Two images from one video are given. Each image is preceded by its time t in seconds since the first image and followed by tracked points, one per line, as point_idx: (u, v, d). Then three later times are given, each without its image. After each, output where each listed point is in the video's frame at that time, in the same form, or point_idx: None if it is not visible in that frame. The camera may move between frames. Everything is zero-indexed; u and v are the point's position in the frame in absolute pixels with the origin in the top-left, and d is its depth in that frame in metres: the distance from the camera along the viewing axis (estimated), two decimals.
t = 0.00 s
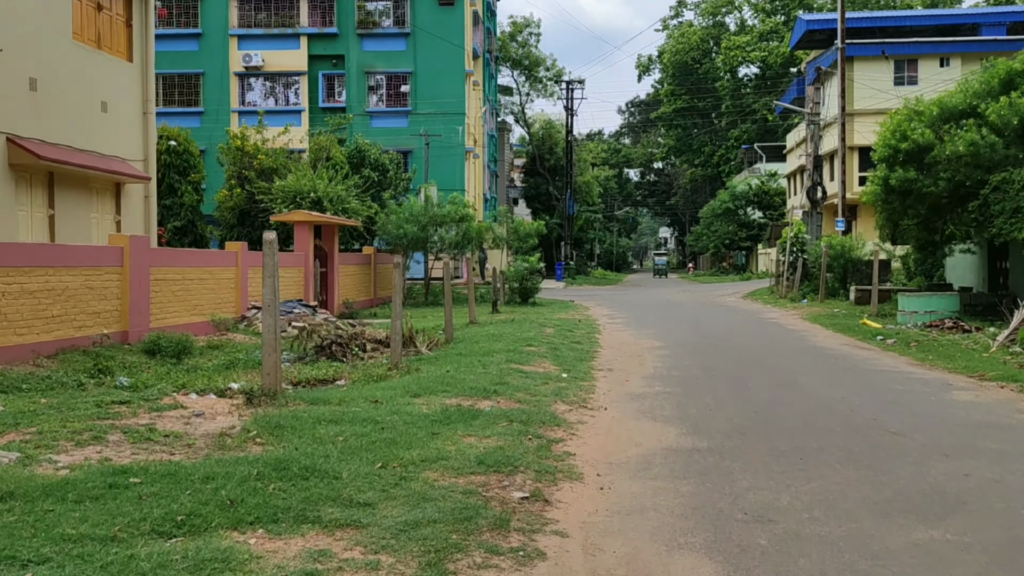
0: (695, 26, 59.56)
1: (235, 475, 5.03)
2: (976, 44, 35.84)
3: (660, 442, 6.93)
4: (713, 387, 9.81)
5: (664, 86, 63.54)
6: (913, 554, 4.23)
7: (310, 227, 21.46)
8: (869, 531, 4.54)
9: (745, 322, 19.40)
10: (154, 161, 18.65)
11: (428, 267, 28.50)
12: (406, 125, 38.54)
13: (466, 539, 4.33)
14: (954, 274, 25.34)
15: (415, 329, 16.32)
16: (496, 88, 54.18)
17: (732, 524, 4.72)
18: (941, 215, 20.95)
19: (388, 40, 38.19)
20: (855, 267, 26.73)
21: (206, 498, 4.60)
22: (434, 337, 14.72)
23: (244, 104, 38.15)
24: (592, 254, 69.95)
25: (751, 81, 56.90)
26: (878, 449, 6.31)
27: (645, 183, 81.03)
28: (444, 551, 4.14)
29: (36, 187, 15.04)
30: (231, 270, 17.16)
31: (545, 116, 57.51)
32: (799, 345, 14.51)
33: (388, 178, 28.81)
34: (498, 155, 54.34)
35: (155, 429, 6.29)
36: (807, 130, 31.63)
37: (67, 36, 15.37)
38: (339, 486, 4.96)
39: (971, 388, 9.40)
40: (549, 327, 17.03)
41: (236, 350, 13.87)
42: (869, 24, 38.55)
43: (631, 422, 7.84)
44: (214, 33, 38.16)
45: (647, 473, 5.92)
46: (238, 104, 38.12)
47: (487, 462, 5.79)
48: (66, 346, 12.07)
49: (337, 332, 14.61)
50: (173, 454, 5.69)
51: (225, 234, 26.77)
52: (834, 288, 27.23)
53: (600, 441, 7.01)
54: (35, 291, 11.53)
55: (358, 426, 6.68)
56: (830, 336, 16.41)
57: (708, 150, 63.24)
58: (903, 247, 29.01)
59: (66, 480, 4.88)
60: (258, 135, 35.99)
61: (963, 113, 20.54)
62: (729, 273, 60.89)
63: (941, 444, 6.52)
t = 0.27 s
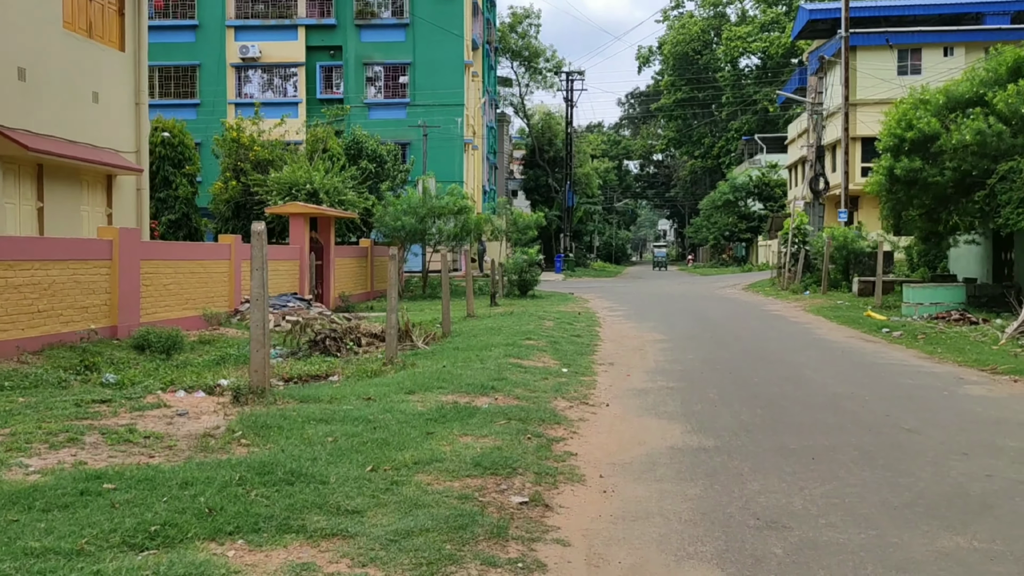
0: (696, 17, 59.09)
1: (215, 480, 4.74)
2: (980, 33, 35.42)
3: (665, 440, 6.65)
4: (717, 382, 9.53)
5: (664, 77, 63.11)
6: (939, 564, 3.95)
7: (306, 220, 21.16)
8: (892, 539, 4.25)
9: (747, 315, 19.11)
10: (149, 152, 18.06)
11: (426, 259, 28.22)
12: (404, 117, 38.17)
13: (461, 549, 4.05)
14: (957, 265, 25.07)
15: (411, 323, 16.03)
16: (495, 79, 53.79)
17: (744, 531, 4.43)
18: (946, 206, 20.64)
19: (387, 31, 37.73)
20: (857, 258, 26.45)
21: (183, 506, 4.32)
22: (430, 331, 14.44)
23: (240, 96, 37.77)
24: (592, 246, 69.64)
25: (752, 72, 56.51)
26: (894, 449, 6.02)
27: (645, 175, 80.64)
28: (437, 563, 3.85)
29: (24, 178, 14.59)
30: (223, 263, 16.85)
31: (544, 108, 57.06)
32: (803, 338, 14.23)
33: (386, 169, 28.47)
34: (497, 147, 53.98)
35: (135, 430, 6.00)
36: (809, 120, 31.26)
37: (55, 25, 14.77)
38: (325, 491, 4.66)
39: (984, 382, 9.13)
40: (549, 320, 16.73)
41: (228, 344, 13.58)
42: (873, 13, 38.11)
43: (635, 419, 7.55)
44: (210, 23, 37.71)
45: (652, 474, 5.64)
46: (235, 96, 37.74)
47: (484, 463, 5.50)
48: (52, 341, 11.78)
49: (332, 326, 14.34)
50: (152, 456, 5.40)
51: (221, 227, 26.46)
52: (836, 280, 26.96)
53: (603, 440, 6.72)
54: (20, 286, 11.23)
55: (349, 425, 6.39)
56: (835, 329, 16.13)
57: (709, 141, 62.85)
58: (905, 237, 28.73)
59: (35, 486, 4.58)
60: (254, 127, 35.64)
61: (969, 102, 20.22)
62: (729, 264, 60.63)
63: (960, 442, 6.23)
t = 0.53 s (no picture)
0: (683, 8, 58.84)
1: (186, 493, 4.46)
2: (968, 23, 35.31)
3: (660, 443, 6.41)
4: (712, 379, 9.30)
5: (652, 68, 62.88)
6: None
7: (291, 214, 20.79)
8: (904, 550, 4.03)
9: (739, 308, 18.91)
10: (127, 146, 17.59)
11: (414, 254, 27.90)
12: (391, 109, 37.78)
13: (447, 567, 3.79)
14: (949, 256, 24.96)
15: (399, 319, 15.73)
16: (483, 71, 53.41)
17: (748, 543, 4.20)
18: (938, 196, 20.47)
19: (373, 23, 37.29)
20: (849, 250, 26.31)
21: (149, 523, 4.03)
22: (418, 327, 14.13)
23: (225, 89, 37.25)
24: (581, 239, 69.45)
25: (739, 63, 56.35)
26: (898, 451, 5.79)
27: (633, 167, 80.45)
28: None
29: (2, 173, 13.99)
30: (208, 259, 16.48)
31: (532, 100, 56.72)
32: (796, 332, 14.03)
33: (373, 162, 28.12)
34: (485, 139, 53.64)
35: (105, 437, 5.69)
36: (799, 111, 31.08)
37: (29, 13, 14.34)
38: (302, 504, 4.39)
39: (984, 377, 8.94)
40: (538, 315, 16.47)
41: (211, 342, 13.23)
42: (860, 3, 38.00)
43: (628, 420, 7.31)
44: (194, 15, 37.14)
45: (648, 480, 5.39)
46: (219, 88, 37.17)
47: (472, 469, 5.23)
48: (31, 340, 11.34)
49: (318, 322, 14.02)
50: (121, 466, 5.11)
51: (205, 222, 26.02)
52: (828, 271, 26.81)
53: (596, 443, 6.47)
54: None
55: (332, 429, 6.11)
56: (829, 322, 15.95)
57: (697, 133, 62.71)
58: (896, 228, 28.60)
59: None
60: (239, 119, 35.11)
61: (961, 91, 20.06)
62: (719, 256, 60.56)
63: (966, 442, 6.01)
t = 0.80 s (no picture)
0: (673, 15, 58.83)
1: (132, 519, 4.11)
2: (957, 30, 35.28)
3: (646, 460, 6.11)
4: (700, 392, 9.02)
5: (641, 75, 62.85)
6: None
7: (274, 219, 20.42)
8: None
9: (730, 316, 18.65)
10: (106, 150, 17.15)
11: (401, 260, 27.56)
12: (378, 115, 37.48)
13: None
14: (940, 264, 24.83)
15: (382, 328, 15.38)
16: (472, 77, 53.19)
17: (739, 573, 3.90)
18: (928, 203, 20.31)
19: (360, 27, 37.05)
20: (838, 258, 26.16)
21: (89, 553, 3.70)
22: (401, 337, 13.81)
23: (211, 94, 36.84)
24: (571, 246, 69.20)
25: (728, 70, 56.35)
26: (895, 470, 5.52)
27: (623, 174, 80.36)
28: None
29: None
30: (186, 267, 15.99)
31: (521, 106, 56.52)
32: (785, 341, 13.79)
33: (359, 168, 27.77)
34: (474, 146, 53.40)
35: (56, 456, 5.34)
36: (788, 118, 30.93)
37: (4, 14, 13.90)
38: (258, 531, 4.06)
39: (980, 389, 8.69)
40: (525, 323, 16.16)
41: (188, 352, 12.85)
42: (848, 9, 37.99)
43: (614, 435, 7.01)
44: (179, 19, 36.74)
45: (632, 502, 5.09)
46: (204, 94, 36.70)
47: (445, 491, 4.92)
48: None
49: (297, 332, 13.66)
50: (69, 488, 4.76)
51: (188, 228, 25.58)
52: (817, 280, 26.64)
53: (580, 460, 6.17)
54: None
55: (300, 447, 5.78)
56: (819, 331, 15.72)
57: (686, 140, 62.66)
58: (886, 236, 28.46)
59: None
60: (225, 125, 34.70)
61: (951, 96, 19.92)
62: (708, 264, 60.46)
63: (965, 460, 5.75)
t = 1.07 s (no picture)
0: (672, 33, 58.89)
1: (87, 559, 3.80)
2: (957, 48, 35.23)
3: (644, 490, 5.80)
4: (701, 414, 8.72)
5: (640, 93, 62.88)
6: None
7: (269, 235, 20.15)
8: None
9: (730, 333, 18.36)
10: (98, 166, 16.89)
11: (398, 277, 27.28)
12: (377, 131, 37.32)
13: None
14: (942, 282, 24.57)
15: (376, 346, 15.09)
16: (471, 94, 53.15)
17: None
18: (931, 220, 20.07)
19: (359, 43, 36.98)
20: (839, 275, 25.91)
21: None
22: (394, 354, 13.52)
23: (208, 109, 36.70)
24: (570, 262, 68.97)
25: (728, 88, 56.30)
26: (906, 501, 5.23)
27: (623, 191, 80.28)
28: None
29: None
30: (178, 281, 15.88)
31: (521, 122, 56.47)
32: (787, 360, 13.49)
33: (356, 184, 27.55)
34: (473, 162, 53.30)
35: (18, 484, 5.03)
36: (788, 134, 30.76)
37: None
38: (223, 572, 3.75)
39: (991, 414, 8.40)
40: (522, 341, 15.87)
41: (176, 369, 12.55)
42: (849, 27, 37.98)
43: (611, 462, 6.71)
44: (178, 35, 36.68)
45: (629, 536, 4.79)
46: (202, 108, 36.69)
47: (428, 524, 4.62)
48: None
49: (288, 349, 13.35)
50: (25, 521, 4.44)
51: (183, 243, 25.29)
52: (819, 296, 26.34)
53: (574, 488, 5.87)
54: None
55: (278, 474, 5.47)
56: (822, 350, 15.41)
57: (685, 157, 62.58)
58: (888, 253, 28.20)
59: None
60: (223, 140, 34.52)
61: (954, 113, 19.73)
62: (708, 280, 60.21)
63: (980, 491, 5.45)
